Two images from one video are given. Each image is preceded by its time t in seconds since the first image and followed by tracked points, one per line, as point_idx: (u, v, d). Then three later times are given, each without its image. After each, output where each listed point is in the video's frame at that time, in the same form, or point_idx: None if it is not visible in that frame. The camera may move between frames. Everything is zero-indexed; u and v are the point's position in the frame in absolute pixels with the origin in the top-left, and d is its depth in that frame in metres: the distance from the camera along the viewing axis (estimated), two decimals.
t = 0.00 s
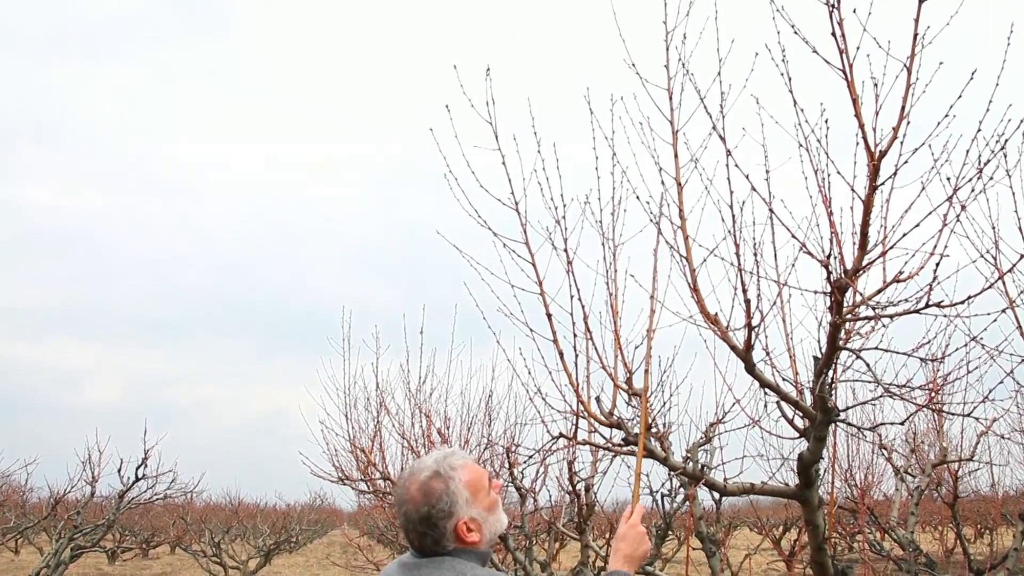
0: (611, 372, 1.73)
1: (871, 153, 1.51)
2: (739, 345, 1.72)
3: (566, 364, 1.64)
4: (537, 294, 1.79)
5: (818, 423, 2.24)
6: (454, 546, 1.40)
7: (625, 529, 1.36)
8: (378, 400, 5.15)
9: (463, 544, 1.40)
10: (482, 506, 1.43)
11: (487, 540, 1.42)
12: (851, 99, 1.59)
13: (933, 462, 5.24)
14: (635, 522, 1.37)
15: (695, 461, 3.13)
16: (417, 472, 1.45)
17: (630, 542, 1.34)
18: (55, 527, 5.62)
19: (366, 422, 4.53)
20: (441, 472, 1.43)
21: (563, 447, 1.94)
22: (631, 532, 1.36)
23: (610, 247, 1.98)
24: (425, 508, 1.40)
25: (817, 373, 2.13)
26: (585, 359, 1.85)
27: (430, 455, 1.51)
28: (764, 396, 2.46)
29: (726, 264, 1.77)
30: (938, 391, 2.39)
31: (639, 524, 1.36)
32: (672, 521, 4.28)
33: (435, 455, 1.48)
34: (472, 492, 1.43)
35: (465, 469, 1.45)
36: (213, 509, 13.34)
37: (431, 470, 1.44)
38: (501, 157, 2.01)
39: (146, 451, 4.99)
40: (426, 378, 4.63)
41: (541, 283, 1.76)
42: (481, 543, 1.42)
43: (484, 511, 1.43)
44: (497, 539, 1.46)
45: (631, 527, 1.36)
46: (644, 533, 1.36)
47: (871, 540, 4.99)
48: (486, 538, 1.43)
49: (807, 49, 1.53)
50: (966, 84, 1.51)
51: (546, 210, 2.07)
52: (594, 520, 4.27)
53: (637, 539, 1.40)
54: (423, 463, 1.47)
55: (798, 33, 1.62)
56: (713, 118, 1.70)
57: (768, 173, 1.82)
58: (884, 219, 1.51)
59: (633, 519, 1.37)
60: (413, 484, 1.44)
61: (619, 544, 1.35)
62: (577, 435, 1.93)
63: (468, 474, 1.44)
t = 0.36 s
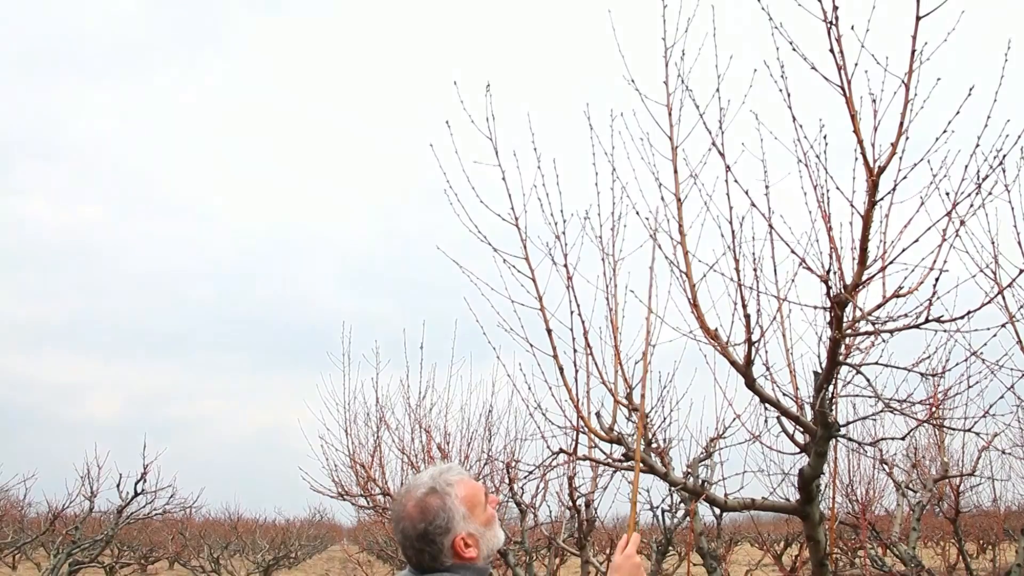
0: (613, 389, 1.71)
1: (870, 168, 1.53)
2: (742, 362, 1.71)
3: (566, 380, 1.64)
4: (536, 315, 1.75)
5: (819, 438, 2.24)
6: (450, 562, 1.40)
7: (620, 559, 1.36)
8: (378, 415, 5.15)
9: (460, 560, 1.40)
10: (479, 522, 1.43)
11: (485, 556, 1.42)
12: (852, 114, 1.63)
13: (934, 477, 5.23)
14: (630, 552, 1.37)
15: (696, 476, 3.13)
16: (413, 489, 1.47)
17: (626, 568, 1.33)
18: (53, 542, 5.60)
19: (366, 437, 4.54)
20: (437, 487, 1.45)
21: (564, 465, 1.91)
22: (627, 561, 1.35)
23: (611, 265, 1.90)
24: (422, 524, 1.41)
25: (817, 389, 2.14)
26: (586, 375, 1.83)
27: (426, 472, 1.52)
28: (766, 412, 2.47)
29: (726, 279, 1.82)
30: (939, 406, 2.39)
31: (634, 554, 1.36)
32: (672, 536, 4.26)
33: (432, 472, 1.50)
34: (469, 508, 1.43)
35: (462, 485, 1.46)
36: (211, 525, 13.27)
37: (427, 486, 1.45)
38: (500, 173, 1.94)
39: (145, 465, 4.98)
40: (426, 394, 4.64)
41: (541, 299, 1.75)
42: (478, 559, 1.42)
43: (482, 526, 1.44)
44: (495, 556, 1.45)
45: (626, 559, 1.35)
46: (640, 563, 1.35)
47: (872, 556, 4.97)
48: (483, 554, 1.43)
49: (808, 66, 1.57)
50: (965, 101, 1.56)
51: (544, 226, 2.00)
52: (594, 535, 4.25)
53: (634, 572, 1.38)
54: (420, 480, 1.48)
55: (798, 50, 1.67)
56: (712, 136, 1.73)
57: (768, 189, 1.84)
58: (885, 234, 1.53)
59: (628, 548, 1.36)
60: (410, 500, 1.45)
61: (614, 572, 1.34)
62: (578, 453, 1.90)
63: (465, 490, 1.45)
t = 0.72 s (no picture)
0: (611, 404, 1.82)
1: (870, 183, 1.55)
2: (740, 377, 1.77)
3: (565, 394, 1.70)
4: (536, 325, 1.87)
5: (820, 454, 2.26)
6: None
7: (638, 527, 1.38)
8: (378, 430, 5.15)
9: None
10: (478, 537, 1.43)
11: (484, 571, 1.42)
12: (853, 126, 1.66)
13: (936, 492, 5.21)
14: (647, 521, 1.39)
15: (698, 492, 3.13)
16: (412, 503, 1.47)
17: (644, 539, 1.35)
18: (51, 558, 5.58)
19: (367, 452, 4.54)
20: (437, 502, 1.45)
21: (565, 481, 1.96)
22: (645, 530, 1.38)
23: (607, 279, 2.05)
24: (422, 540, 1.41)
25: (817, 404, 2.16)
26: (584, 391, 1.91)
27: (427, 487, 1.53)
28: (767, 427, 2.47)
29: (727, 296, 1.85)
30: (940, 421, 2.40)
31: (652, 523, 1.38)
32: (673, 553, 4.24)
33: (432, 486, 1.51)
34: (468, 522, 1.44)
35: (462, 500, 1.46)
36: (211, 540, 13.22)
37: (426, 500, 1.46)
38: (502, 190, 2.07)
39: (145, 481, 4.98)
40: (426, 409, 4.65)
41: (540, 314, 1.83)
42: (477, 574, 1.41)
43: (481, 541, 1.43)
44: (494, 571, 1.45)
45: (642, 526, 1.38)
46: (657, 531, 1.38)
47: (874, 571, 4.95)
48: (482, 569, 1.43)
49: (807, 81, 1.59)
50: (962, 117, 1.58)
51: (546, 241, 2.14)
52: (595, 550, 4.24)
53: (650, 537, 1.41)
54: (419, 494, 1.49)
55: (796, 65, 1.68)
56: (709, 151, 1.77)
57: (769, 203, 1.87)
58: (884, 249, 1.55)
59: (645, 516, 1.39)
60: (409, 515, 1.46)
61: (632, 540, 1.37)
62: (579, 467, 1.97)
63: (465, 505, 1.45)
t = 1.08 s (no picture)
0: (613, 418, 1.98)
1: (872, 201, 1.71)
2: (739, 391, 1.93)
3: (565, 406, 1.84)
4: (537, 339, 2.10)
5: (821, 467, 2.26)
6: None
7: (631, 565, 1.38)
8: (379, 444, 5.15)
9: None
10: (478, 551, 1.43)
11: None
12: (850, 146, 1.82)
13: (937, 506, 5.19)
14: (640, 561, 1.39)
15: (699, 506, 3.12)
16: (413, 516, 1.47)
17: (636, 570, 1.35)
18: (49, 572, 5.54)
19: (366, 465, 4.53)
20: (438, 515, 1.45)
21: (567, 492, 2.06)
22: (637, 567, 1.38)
23: (604, 291, 2.22)
24: (422, 551, 1.42)
25: (818, 417, 2.18)
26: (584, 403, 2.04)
27: (428, 500, 1.53)
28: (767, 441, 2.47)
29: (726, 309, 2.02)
30: (942, 434, 2.40)
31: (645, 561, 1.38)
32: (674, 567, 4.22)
33: (434, 498, 1.51)
34: (469, 536, 1.43)
35: (463, 513, 1.46)
36: (209, 554, 13.13)
37: (428, 512, 1.46)
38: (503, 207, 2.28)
39: (143, 494, 4.95)
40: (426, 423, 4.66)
41: (542, 329, 1.99)
42: None
43: (482, 555, 1.43)
44: None
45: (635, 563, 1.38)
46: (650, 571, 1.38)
47: None
48: None
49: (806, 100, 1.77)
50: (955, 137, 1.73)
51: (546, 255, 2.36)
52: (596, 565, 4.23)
53: None
54: (421, 506, 1.49)
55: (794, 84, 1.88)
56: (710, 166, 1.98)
57: (767, 218, 2.04)
58: (884, 263, 1.70)
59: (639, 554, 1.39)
60: (410, 527, 1.46)
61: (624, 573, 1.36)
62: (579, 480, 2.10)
63: (466, 518, 1.45)
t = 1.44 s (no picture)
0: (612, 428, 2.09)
1: (867, 214, 1.85)
2: (738, 401, 2.04)
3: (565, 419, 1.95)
4: (538, 351, 2.15)
5: (822, 478, 2.26)
6: None
7: None
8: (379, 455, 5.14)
9: None
10: (483, 564, 1.43)
11: None
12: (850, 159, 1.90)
13: (939, 518, 5.18)
14: None
15: (699, 518, 3.12)
16: (419, 527, 1.48)
17: None
18: None
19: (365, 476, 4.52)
20: (443, 527, 1.45)
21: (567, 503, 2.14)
22: None
23: (605, 302, 2.41)
24: (426, 563, 1.42)
25: (818, 429, 2.18)
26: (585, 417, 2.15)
27: (434, 512, 1.53)
28: (767, 452, 2.47)
29: (724, 318, 2.15)
30: (943, 445, 2.40)
31: None
32: None
33: (438, 510, 1.51)
34: (474, 548, 1.44)
35: (467, 525, 1.46)
36: (208, 565, 13.07)
37: (433, 524, 1.46)
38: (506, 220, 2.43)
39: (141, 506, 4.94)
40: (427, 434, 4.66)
41: (543, 342, 2.11)
42: None
43: (486, 568, 1.43)
44: None
45: None
46: None
47: None
48: None
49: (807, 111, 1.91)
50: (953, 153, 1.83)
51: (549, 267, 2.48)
52: None
53: None
54: (426, 518, 1.49)
55: (795, 97, 2.02)
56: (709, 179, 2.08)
57: (767, 231, 2.17)
58: (882, 276, 1.83)
59: None
60: (415, 539, 1.46)
61: None
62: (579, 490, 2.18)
63: (470, 531, 1.46)
